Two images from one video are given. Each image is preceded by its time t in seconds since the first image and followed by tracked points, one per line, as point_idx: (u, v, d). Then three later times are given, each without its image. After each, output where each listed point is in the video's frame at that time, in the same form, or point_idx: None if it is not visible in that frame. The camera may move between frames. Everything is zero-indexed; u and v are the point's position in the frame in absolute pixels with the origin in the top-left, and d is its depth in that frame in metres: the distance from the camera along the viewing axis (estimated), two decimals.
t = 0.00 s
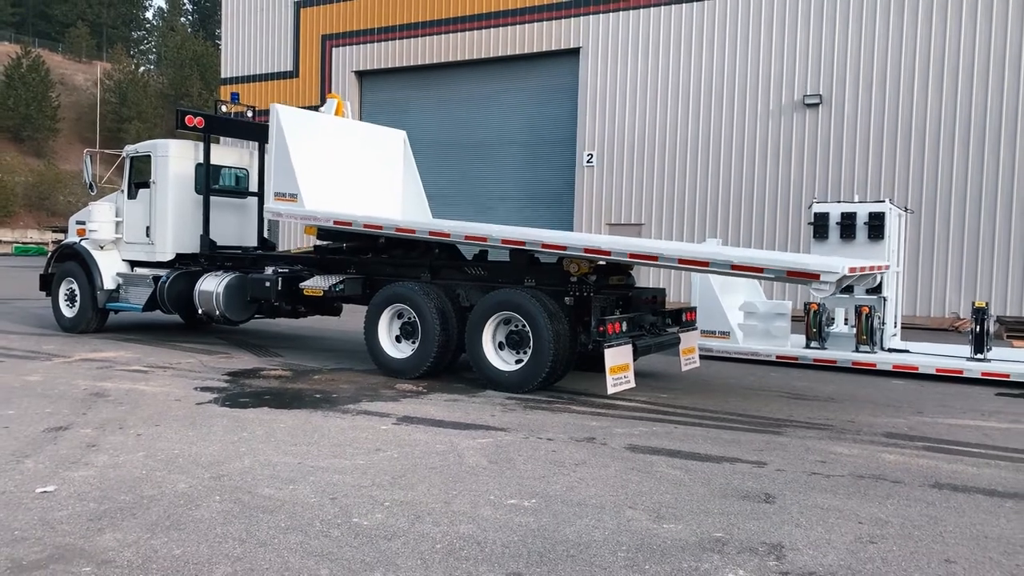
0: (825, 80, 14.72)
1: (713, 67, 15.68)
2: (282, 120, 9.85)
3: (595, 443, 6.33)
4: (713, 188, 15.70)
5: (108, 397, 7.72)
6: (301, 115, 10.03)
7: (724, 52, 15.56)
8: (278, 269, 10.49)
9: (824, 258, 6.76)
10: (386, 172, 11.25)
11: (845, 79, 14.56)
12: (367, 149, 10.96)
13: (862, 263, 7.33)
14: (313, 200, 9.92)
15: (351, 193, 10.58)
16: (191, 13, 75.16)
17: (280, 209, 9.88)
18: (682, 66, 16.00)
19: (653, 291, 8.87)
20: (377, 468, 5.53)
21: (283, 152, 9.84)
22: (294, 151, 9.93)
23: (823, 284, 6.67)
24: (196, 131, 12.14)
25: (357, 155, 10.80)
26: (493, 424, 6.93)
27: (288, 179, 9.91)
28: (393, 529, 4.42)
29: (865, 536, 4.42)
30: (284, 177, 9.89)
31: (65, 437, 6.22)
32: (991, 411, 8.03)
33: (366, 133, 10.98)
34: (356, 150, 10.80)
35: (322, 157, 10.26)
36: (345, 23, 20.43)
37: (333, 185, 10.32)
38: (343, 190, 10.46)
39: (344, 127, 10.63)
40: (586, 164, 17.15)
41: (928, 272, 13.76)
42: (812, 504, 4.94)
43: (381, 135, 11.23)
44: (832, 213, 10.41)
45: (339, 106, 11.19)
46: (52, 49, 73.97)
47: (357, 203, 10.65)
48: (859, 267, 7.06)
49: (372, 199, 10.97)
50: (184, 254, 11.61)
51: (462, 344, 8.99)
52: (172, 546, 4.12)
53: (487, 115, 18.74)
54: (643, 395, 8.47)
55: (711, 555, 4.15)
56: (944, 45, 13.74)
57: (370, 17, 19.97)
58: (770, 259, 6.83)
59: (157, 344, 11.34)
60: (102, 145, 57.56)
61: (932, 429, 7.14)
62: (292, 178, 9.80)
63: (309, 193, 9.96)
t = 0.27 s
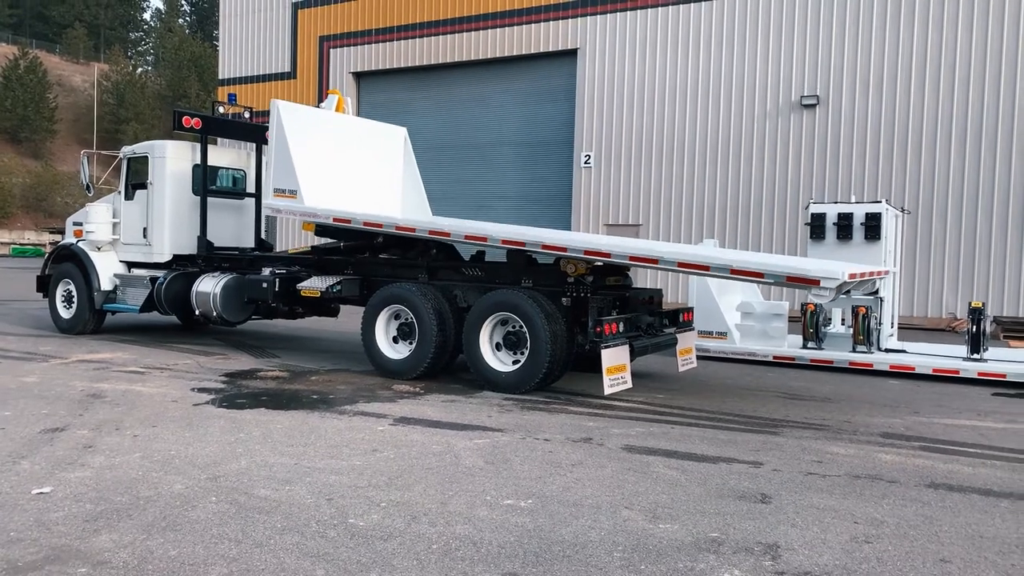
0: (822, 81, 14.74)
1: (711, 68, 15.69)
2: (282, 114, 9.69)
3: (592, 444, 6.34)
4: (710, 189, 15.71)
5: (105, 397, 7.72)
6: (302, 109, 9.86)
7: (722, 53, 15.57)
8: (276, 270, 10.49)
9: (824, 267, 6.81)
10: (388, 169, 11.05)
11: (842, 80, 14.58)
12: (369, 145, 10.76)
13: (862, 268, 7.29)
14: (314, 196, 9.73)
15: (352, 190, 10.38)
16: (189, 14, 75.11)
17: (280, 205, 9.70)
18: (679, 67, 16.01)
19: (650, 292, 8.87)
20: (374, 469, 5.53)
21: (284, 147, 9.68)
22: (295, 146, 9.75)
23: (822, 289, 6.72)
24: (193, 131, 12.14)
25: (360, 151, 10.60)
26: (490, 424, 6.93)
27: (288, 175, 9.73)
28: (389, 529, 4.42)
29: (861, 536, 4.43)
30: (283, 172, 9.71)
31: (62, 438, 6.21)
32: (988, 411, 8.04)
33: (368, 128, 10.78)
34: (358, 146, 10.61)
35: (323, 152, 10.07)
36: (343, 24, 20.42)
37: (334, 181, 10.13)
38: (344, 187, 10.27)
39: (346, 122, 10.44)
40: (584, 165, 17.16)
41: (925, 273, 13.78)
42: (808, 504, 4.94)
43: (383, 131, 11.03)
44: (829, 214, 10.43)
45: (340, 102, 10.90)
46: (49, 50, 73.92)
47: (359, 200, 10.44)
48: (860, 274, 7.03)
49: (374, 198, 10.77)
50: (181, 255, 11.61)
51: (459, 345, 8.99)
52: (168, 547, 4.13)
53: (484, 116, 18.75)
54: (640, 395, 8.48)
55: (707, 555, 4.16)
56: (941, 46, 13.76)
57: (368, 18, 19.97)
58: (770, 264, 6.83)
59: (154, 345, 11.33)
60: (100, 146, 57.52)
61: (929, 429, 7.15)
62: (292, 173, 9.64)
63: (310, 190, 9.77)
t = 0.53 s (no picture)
0: (822, 81, 14.75)
1: (710, 68, 15.69)
2: (284, 110, 9.70)
3: (591, 444, 6.34)
4: (709, 189, 15.72)
5: (104, 397, 7.72)
6: (305, 106, 9.89)
7: (721, 53, 15.57)
8: (275, 270, 10.50)
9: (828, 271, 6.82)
10: (395, 168, 10.94)
11: (841, 80, 14.59)
12: (375, 142, 10.69)
13: (864, 272, 7.30)
14: (316, 192, 9.69)
15: (357, 188, 10.30)
16: (188, 14, 75.07)
17: (282, 201, 9.68)
18: (679, 67, 16.02)
19: (650, 292, 8.87)
20: (374, 468, 5.54)
21: (286, 143, 9.67)
22: (297, 142, 9.75)
23: (825, 295, 6.77)
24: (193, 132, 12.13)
25: (366, 149, 10.52)
26: (490, 424, 6.93)
27: (291, 171, 9.72)
28: (389, 529, 4.42)
29: (860, 536, 4.44)
30: (286, 169, 9.69)
31: (61, 438, 6.21)
32: (987, 411, 8.05)
33: (375, 126, 10.71)
34: (364, 144, 10.55)
35: (327, 149, 10.03)
36: (342, 24, 20.43)
37: (338, 178, 10.08)
38: (348, 185, 10.21)
39: (352, 119, 10.40)
40: (584, 165, 17.17)
41: (924, 273, 13.79)
42: (807, 504, 4.95)
43: (391, 130, 10.94)
44: (829, 214, 10.44)
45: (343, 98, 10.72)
46: (49, 50, 73.91)
47: (364, 198, 10.35)
48: (863, 278, 7.04)
49: (381, 196, 10.66)
50: (181, 255, 11.61)
51: (459, 345, 9.00)
52: (168, 547, 4.13)
53: (484, 116, 18.75)
54: (640, 395, 8.48)
55: (707, 555, 4.16)
56: (941, 46, 13.77)
57: (368, 19, 19.98)
58: (772, 269, 6.90)
59: (154, 345, 11.33)
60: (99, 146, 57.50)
61: (928, 429, 7.15)
62: (294, 170, 9.62)
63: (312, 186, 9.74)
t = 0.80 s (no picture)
0: (822, 82, 14.75)
1: (710, 68, 15.69)
2: (287, 106, 9.62)
3: (591, 444, 6.34)
4: (709, 190, 15.72)
5: (104, 398, 7.72)
6: (308, 102, 9.80)
7: (722, 54, 15.58)
8: (276, 271, 10.52)
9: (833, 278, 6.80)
10: (400, 166, 10.83)
11: (841, 81, 14.60)
12: (378, 137, 10.57)
13: (867, 278, 7.30)
14: (319, 188, 9.58)
15: (361, 184, 10.18)
16: (188, 14, 75.06)
17: (284, 197, 9.60)
18: (678, 69, 16.03)
19: (650, 293, 8.86)
20: (374, 469, 5.54)
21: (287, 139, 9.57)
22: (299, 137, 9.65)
23: (828, 301, 6.75)
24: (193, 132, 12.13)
25: (370, 145, 10.42)
26: (490, 425, 6.94)
27: (292, 167, 9.62)
28: (390, 530, 4.42)
29: (860, 537, 4.44)
30: (288, 164, 9.60)
31: (61, 438, 6.21)
32: (987, 413, 8.04)
33: (379, 123, 10.62)
34: (368, 140, 10.45)
35: (330, 145, 9.93)
36: (343, 25, 20.44)
37: (341, 175, 9.97)
38: (352, 179, 10.09)
39: (355, 116, 10.31)
40: (584, 166, 17.16)
41: (924, 275, 13.79)
42: (807, 505, 4.95)
43: (396, 127, 10.84)
44: (828, 215, 10.42)
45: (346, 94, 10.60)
46: (49, 50, 73.91)
47: (368, 195, 10.22)
48: (867, 283, 7.02)
49: (385, 190, 10.52)
50: (181, 255, 11.61)
51: (459, 345, 9.00)
52: (168, 547, 4.13)
53: (484, 117, 18.75)
54: (640, 396, 8.49)
55: (706, 556, 4.16)
56: (941, 48, 13.77)
57: (368, 19, 19.99)
58: (775, 274, 6.87)
59: (154, 345, 11.33)
60: (99, 147, 57.51)
61: (929, 430, 7.15)
62: (296, 166, 9.55)
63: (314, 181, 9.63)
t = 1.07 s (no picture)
0: (822, 84, 14.76)
1: (711, 70, 15.70)
2: (292, 103, 9.58)
3: (592, 446, 6.34)
4: (710, 191, 15.72)
5: (105, 400, 7.72)
6: (313, 100, 9.76)
7: (722, 55, 15.58)
8: (277, 273, 10.52)
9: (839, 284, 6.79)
10: (405, 164, 10.78)
11: (841, 82, 14.61)
12: (382, 133, 10.52)
13: (870, 284, 7.32)
14: (323, 186, 9.55)
15: (366, 182, 10.14)
16: (188, 16, 75.10)
17: (287, 195, 9.61)
18: (679, 71, 16.04)
19: (651, 294, 8.84)
20: (374, 470, 5.54)
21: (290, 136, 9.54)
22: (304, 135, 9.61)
23: (832, 307, 6.74)
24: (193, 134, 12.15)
25: (374, 143, 10.37)
26: (491, 426, 6.94)
27: (296, 164, 9.60)
28: (390, 531, 4.43)
29: (861, 538, 4.44)
30: (292, 161, 9.57)
31: (62, 440, 6.21)
32: (988, 414, 8.04)
33: (384, 121, 10.56)
34: (372, 139, 10.41)
35: (335, 143, 9.89)
36: (343, 27, 20.46)
37: (346, 172, 9.93)
38: (355, 176, 10.07)
39: (360, 115, 10.27)
40: (584, 168, 17.17)
41: (925, 276, 13.79)
42: (808, 506, 4.95)
43: (401, 126, 10.79)
44: (829, 216, 10.42)
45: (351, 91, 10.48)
46: (50, 52, 73.95)
47: (373, 192, 10.17)
48: (871, 289, 7.01)
49: (389, 186, 10.48)
50: (182, 257, 11.62)
51: (460, 347, 9.00)
52: (169, 548, 4.13)
53: (484, 118, 18.76)
54: (641, 397, 8.49)
55: (707, 557, 4.16)
56: (941, 49, 13.78)
57: (368, 21, 20.00)
58: (779, 279, 6.86)
59: (154, 347, 11.33)
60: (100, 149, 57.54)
61: (929, 431, 7.16)
62: (300, 164, 9.52)
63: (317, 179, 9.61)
